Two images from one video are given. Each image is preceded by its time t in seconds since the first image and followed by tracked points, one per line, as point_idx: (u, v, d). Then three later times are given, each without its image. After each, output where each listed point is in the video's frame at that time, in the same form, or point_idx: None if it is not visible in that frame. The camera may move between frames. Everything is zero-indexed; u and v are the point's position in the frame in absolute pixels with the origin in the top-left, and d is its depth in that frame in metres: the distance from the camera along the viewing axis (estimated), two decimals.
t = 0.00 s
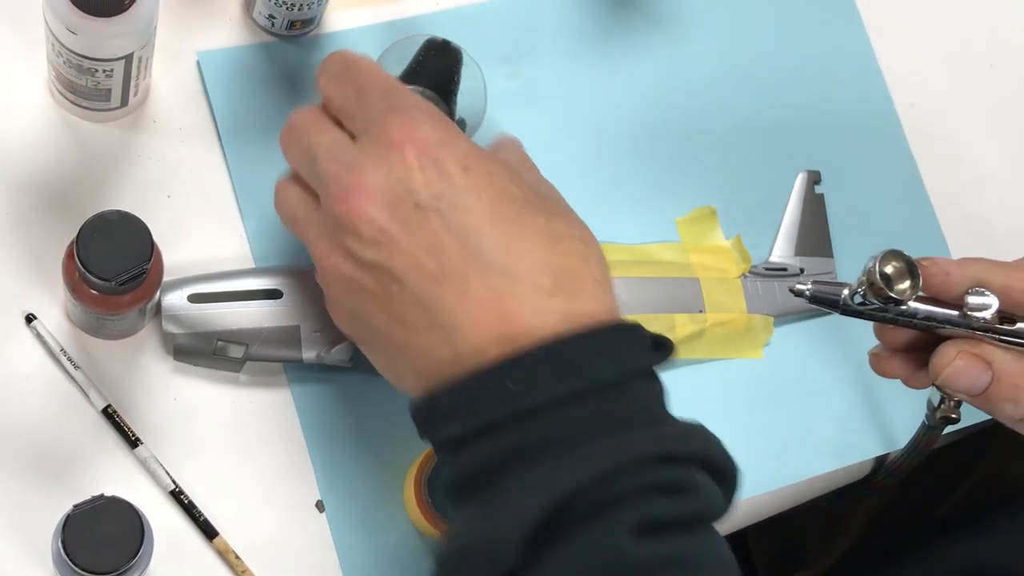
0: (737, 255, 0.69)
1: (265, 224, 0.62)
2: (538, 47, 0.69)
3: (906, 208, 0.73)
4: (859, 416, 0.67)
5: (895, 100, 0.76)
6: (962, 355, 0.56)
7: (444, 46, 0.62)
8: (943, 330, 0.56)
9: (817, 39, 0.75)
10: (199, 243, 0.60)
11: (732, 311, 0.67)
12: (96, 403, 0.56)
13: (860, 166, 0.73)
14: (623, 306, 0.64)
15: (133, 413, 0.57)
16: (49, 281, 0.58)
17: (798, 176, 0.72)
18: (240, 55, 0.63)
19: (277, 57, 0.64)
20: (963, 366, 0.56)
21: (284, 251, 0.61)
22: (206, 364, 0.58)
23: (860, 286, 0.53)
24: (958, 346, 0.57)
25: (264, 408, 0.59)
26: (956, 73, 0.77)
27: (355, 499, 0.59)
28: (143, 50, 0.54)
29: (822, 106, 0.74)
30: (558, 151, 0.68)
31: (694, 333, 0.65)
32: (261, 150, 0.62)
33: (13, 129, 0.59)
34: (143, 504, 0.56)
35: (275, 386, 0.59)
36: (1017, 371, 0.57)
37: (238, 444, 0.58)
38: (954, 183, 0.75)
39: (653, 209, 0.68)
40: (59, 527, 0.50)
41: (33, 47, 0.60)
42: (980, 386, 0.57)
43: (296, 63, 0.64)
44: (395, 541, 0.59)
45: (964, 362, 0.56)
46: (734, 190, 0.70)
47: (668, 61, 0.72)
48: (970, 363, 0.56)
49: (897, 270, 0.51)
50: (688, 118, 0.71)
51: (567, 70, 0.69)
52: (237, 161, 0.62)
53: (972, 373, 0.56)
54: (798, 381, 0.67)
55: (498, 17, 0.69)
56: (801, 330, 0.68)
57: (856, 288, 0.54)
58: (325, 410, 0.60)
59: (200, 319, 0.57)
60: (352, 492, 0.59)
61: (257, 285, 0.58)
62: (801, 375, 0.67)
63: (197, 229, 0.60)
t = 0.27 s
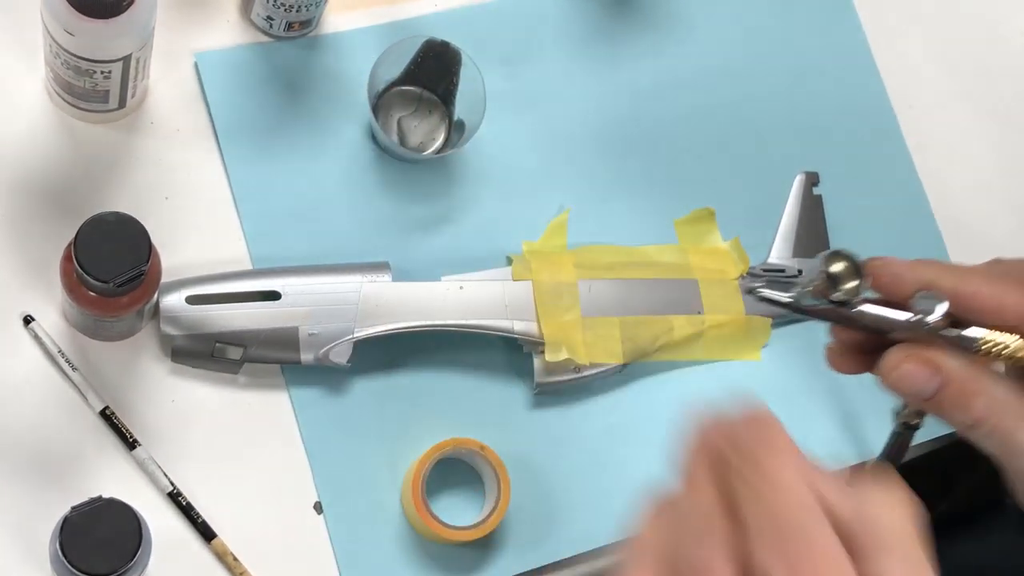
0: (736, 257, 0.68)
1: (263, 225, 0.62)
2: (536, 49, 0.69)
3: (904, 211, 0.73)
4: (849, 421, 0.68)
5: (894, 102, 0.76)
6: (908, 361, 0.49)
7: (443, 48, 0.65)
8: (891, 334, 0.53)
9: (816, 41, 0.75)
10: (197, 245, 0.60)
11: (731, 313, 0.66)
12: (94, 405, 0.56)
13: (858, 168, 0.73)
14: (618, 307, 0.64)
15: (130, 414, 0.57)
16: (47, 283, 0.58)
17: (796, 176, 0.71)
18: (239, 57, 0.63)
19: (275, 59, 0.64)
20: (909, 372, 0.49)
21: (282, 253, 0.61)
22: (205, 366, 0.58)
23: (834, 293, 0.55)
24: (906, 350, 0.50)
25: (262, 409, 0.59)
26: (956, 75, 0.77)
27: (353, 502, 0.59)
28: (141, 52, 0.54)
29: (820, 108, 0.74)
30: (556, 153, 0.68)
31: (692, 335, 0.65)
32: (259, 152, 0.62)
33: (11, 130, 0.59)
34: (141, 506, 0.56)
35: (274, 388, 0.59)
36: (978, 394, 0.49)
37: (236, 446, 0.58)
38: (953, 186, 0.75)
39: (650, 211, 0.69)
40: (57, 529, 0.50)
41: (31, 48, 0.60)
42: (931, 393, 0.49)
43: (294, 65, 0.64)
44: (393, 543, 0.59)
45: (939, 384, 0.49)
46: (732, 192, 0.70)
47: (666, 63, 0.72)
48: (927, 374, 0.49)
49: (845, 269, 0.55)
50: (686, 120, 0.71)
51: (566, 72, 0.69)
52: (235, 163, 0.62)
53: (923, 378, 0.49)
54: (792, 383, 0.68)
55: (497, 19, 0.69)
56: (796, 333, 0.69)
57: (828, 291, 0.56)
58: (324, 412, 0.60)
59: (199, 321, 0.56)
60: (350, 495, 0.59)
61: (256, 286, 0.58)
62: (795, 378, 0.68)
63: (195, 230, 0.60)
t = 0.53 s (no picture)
0: (732, 258, 0.68)
1: (260, 226, 0.62)
2: (532, 51, 0.69)
3: (899, 211, 0.74)
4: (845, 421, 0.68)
5: (889, 103, 0.76)
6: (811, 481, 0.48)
7: (439, 49, 0.65)
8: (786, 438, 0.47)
9: (811, 42, 0.75)
10: (194, 246, 0.60)
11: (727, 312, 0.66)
12: (89, 406, 0.56)
13: (854, 169, 0.73)
14: (615, 307, 0.64)
15: (126, 415, 0.57)
16: (43, 283, 0.57)
17: (791, 179, 0.72)
18: (235, 58, 0.63)
19: (271, 60, 0.64)
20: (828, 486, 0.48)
21: (278, 254, 0.62)
22: (200, 367, 0.57)
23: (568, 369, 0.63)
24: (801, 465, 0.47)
25: (258, 410, 0.59)
26: (951, 76, 0.77)
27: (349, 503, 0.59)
28: (137, 53, 0.54)
29: (815, 109, 0.74)
30: (552, 155, 0.68)
31: (688, 335, 0.66)
32: (256, 153, 0.62)
33: (7, 131, 0.59)
34: (137, 507, 0.56)
35: (270, 390, 0.59)
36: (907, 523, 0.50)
37: (232, 447, 0.58)
38: (949, 186, 0.75)
39: (646, 211, 0.69)
40: (53, 530, 0.50)
41: (28, 49, 0.60)
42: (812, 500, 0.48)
43: (291, 66, 0.64)
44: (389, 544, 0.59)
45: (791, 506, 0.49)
46: (728, 193, 0.71)
47: (662, 64, 0.72)
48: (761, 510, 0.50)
49: (755, 377, 0.45)
50: (682, 121, 0.71)
51: (562, 73, 0.69)
52: (232, 164, 0.62)
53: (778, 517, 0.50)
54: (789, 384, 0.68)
55: (493, 20, 0.69)
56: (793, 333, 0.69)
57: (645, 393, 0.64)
58: (320, 413, 0.60)
59: (195, 321, 0.57)
60: (347, 496, 0.59)
61: (252, 287, 0.58)
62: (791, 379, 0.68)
63: (191, 231, 0.60)
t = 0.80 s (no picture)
0: (730, 258, 0.68)
1: (256, 225, 0.61)
2: (529, 49, 0.69)
3: (896, 210, 0.74)
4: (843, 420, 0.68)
5: (886, 102, 0.76)
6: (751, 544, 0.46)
7: (437, 48, 0.65)
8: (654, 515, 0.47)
9: (809, 41, 0.75)
10: (190, 245, 0.60)
11: (724, 312, 0.67)
12: (86, 405, 0.55)
13: (851, 168, 0.73)
14: (612, 307, 0.64)
15: (123, 415, 0.57)
16: (40, 283, 0.57)
17: (788, 178, 0.72)
18: (232, 57, 0.63)
19: (268, 59, 0.64)
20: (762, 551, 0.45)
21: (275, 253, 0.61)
22: (198, 366, 0.58)
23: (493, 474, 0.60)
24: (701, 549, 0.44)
25: (255, 409, 0.59)
26: (949, 75, 0.77)
27: (346, 502, 0.59)
28: (133, 52, 0.54)
29: (813, 108, 0.74)
30: (549, 153, 0.68)
31: (685, 334, 0.66)
32: (252, 153, 0.62)
33: (3, 130, 0.59)
34: (133, 507, 0.56)
35: (268, 389, 0.59)
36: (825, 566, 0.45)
37: (229, 447, 0.58)
38: (946, 185, 0.75)
39: (643, 211, 0.69)
40: (50, 529, 0.50)
41: (24, 48, 0.60)
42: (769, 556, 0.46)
43: (288, 66, 0.64)
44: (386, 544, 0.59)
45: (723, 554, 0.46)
46: (725, 192, 0.71)
47: (660, 63, 0.72)
48: None
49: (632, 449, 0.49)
50: (680, 121, 0.71)
51: (559, 73, 0.69)
52: (228, 163, 0.62)
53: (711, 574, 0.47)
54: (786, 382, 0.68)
55: (491, 19, 0.69)
56: (790, 332, 0.69)
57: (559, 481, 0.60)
58: (317, 412, 0.60)
59: (193, 321, 0.56)
60: (344, 495, 0.59)
61: (249, 287, 0.58)
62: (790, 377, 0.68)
63: (187, 231, 0.60)
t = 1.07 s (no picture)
0: (728, 256, 0.68)
1: (255, 224, 0.61)
2: (528, 47, 0.69)
3: (895, 208, 0.74)
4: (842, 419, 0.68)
5: (885, 99, 0.76)
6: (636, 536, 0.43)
7: (435, 46, 0.64)
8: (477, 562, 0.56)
9: (808, 39, 0.75)
10: (189, 243, 0.60)
11: (723, 311, 0.66)
12: (86, 404, 0.55)
13: (850, 166, 0.73)
14: (611, 305, 0.64)
15: (123, 414, 0.57)
16: (39, 282, 0.57)
17: (788, 176, 0.72)
18: (230, 55, 0.63)
19: (267, 57, 0.64)
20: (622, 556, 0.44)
21: (275, 251, 0.61)
22: (197, 365, 0.58)
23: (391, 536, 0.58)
24: None
25: (254, 408, 0.58)
26: (949, 72, 0.77)
27: (346, 500, 0.59)
28: (131, 50, 0.54)
29: (812, 106, 0.74)
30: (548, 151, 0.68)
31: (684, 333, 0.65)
32: (251, 151, 0.62)
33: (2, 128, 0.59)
34: (132, 506, 0.55)
35: (268, 387, 0.59)
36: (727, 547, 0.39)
37: (229, 445, 0.58)
38: (946, 182, 0.75)
39: (642, 209, 0.69)
40: (50, 528, 0.50)
41: (22, 46, 0.60)
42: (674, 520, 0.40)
43: (286, 64, 0.64)
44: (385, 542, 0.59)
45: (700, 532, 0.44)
46: (724, 190, 0.71)
47: (659, 61, 0.72)
48: None
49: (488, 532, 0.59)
50: (679, 119, 0.71)
51: (558, 70, 0.69)
52: (227, 161, 0.62)
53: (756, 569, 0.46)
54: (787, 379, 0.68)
55: (490, 17, 0.69)
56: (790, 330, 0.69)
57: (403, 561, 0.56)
58: (317, 411, 0.60)
59: (191, 319, 0.56)
60: (344, 493, 0.59)
61: (248, 285, 0.58)
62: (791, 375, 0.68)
63: (186, 229, 0.60)
